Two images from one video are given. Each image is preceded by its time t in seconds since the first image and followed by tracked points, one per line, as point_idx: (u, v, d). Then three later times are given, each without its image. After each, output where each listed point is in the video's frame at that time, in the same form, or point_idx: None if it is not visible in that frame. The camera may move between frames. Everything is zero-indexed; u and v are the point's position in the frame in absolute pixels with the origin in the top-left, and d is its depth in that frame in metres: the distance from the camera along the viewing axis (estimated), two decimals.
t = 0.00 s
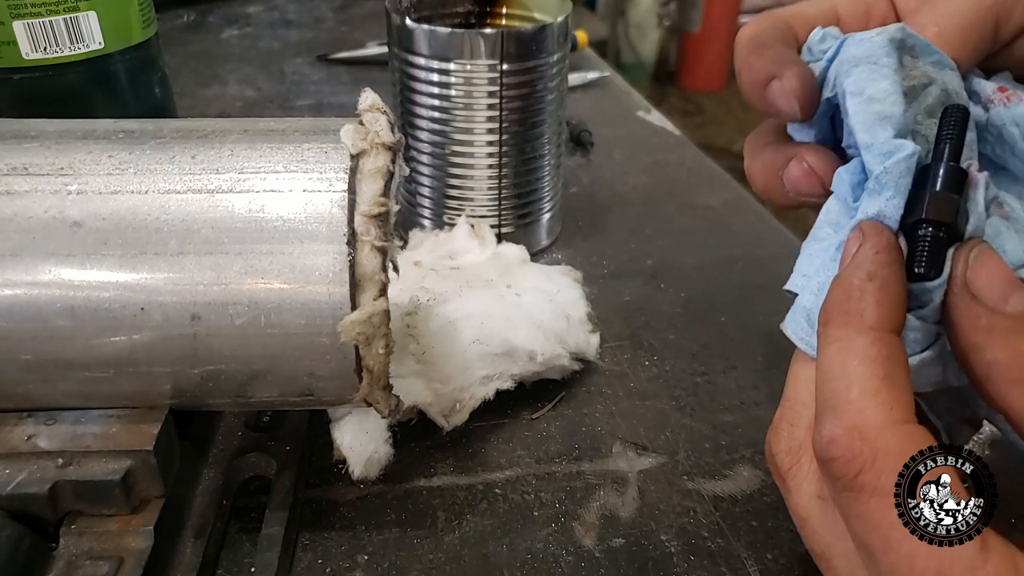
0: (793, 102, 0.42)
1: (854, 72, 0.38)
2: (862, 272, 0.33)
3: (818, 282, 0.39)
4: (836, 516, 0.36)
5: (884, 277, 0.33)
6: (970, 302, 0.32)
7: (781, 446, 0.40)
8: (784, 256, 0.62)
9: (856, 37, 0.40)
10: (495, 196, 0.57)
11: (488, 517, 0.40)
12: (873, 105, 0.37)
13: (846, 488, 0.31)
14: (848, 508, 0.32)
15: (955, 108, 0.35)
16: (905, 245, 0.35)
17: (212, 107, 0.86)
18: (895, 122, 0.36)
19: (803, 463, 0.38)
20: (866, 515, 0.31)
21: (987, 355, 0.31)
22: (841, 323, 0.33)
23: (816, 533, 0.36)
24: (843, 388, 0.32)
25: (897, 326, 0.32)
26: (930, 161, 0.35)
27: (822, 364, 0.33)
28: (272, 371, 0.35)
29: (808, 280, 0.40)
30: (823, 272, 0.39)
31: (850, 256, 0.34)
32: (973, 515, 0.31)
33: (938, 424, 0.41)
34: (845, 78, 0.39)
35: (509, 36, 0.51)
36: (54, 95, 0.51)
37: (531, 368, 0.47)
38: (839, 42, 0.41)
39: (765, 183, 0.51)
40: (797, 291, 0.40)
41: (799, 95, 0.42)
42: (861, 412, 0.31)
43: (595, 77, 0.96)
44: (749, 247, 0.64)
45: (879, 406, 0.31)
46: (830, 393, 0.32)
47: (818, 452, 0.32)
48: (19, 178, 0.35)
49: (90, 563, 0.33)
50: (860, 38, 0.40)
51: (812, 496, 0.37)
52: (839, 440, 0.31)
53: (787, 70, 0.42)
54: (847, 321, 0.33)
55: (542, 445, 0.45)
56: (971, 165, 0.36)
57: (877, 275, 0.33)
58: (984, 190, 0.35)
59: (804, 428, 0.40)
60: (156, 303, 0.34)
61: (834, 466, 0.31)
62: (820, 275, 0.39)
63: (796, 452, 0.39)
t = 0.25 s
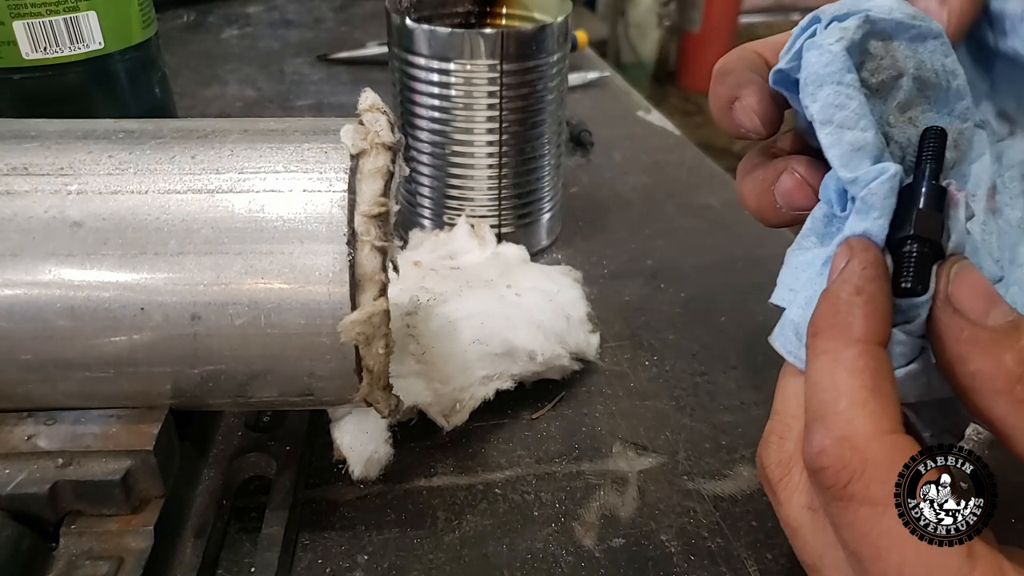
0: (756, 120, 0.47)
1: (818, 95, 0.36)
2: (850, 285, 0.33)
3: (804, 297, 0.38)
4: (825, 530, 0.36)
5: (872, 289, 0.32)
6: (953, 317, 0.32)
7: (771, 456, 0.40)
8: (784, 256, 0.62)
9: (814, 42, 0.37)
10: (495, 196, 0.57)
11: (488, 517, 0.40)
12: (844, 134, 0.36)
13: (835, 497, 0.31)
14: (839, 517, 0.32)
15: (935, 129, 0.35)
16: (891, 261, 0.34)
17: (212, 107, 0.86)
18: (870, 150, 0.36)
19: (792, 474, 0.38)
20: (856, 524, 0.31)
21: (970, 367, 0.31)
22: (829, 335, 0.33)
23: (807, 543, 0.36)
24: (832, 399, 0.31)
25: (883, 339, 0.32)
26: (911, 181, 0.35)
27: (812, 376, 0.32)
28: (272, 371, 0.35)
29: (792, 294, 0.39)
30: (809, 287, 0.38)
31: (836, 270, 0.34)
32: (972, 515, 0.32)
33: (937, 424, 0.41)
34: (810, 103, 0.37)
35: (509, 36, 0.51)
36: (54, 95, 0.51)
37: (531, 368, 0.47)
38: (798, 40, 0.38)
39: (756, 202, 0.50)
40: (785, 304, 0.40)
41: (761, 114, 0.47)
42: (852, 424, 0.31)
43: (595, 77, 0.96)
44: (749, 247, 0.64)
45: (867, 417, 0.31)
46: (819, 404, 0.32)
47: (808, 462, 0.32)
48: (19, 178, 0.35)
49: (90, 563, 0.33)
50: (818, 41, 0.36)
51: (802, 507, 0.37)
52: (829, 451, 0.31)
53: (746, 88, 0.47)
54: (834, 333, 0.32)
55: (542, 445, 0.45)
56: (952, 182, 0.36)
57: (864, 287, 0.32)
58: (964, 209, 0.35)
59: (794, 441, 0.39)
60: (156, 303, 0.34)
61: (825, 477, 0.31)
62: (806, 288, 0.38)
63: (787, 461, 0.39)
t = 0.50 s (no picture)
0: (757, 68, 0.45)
1: (846, 75, 0.36)
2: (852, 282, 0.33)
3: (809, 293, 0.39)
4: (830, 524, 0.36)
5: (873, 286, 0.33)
6: (956, 311, 0.32)
7: (776, 453, 0.40)
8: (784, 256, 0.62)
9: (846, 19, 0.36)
10: (495, 196, 0.57)
11: (488, 517, 0.40)
12: (863, 121, 0.36)
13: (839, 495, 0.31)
14: (843, 515, 0.31)
15: (945, 121, 0.35)
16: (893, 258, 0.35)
17: (212, 107, 0.86)
18: (885, 141, 0.36)
19: (797, 470, 0.38)
20: (861, 521, 0.31)
21: (975, 363, 0.31)
22: (832, 332, 0.33)
23: (810, 539, 0.36)
24: (835, 395, 0.31)
25: (886, 335, 0.32)
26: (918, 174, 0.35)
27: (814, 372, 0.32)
28: (272, 371, 0.35)
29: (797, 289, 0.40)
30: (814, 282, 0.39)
31: (840, 266, 0.34)
32: (973, 515, 0.32)
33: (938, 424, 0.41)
34: (834, 82, 0.36)
35: (509, 36, 0.51)
36: (54, 95, 0.51)
37: (531, 368, 0.47)
38: (822, 12, 0.38)
39: (750, 161, 0.49)
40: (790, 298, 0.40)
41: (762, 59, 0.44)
42: (855, 421, 0.31)
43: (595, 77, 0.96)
44: (749, 248, 0.64)
45: (871, 413, 0.31)
46: (822, 401, 0.32)
47: (810, 460, 0.32)
48: (19, 178, 0.35)
49: (90, 563, 0.33)
50: (849, 18, 0.36)
51: (807, 503, 0.37)
52: (833, 448, 0.31)
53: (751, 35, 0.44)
54: (837, 329, 0.32)
55: (542, 445, 0.45)
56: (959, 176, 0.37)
57: (866, 284, 0.33)
58: (970, 203, 0.35)
59: (799, 437, 0.40)
60: (156, 303, 0.34)
61: (828, 474, 0.31)
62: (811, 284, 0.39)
63: (792, 458, 0.39)
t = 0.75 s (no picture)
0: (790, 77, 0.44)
1: (840, 75, 0.37)
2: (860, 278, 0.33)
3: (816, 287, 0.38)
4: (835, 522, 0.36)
5: (882, 281, 0.32)
6: (965, 308, 0.32)
7: (782, 450, 0.40)
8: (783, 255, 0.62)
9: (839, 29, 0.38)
10: (495, 196, 0.57)
11: (488, 517, 0.40)
12: (861, 115, 0.36)
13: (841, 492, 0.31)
14: (846, 512, 0.32)
15: (954, 117, 0.35)
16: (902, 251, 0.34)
17: (212, 107, 0.86)
18: (887, 133, 0.36)
19: (803, 467, 0.38)
20: (864, 519, 0.31)
21: (981, 360, 0.31)
22: (839, 328, 0.33)
23: (815, 537, 0.36)
24: (840, 391, 0.31)
25: (893, 330, 0.32)
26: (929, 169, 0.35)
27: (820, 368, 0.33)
28: (272, 371, 0.35)
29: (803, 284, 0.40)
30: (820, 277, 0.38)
31: (848, 260, 0.34)
32: (973, 515, 0.32)
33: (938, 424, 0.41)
34: (829, 84, 0.37)
35: (509, 36, 0.51)
36: (53, 95, 0.51)
37: (531, 368, 0.47)
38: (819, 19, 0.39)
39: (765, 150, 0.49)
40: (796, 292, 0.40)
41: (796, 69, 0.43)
42: (860, 417, 0.31)
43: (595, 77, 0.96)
44: (749, 248, 0.64)
45: (876, 410, 0.31)
46: (827, 398, 0.32)
47: (816, 457, 0.32)
48: (19, 178, 0.35)
49: (90, 563, 0.33)
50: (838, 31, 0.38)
51: (813, 500, 0.37)
52: (837, 445, 0.31)
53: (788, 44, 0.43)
54: (844, 325, 0.32)
55: (542, 445, 0.45)
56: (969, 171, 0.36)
57: (874, 280, 0.32)
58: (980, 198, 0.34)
59: (805, 433, 0.40)
60: (156, 303, 0.34)
61: (832, 471, 0.31)
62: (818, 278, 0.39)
63: (798, 455, 0.39)
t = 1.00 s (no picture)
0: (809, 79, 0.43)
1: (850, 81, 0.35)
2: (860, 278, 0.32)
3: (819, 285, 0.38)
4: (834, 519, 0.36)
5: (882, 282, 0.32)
6: (963, 308, 0.32)
7: (783, 446, 0.40)
8: (784, 255, 0.62)
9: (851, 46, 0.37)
10: (495, 196, 0.57)
11: (488, 518, 0.40)
12: (872, 115, 0.34)
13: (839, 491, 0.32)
14: (844, 511, 0.32)
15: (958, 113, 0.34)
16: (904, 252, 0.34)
17: (212, 107, 0.86)
18: (896, 134, 0.33)
19: (802, 465, 0.38)
20: (861, 518, 0.31)
21: (980, 360, 0.31)
22: (838, 329, 0.32)
23: (816, 533, 0.36)
24: (838, 392, 0.31)
25: (893, 331, 0.32)
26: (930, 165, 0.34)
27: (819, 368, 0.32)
28: (272, 371, 0.35)
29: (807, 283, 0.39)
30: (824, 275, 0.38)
31: (847, 260, 0.33)
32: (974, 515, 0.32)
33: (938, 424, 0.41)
34: (838, 87, 0.35)
35: (509, 36, 0.51)
36: (54, 95, 0.51)
37: (531, 368, 0.47)
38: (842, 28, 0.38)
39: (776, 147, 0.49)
40: (799, 290, 0.40)
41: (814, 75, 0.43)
42: (858, 418, 0.31)
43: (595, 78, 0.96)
44: (749, 248, 0.64)
45: (873, 411, 0.31)
46: (825, 397, 0.32)
47: (814, 455, 0.32)
48: (19, 178, 0.35)
49: (89, 563, 0.33)
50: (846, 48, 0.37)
51: (812, 497, 0.37)
52: (835, 445, 0.31)
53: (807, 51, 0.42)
54: (842, 325, 0.32)
55: (542, 445, 0.45)
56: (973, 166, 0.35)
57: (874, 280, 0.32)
58: (984, 194, 0.33)
59: (806, 431, 0.40)
60: (156, 303, 0.34)
61: (830, 471, 0.31)
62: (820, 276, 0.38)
63: (798, 452, 0.39)
